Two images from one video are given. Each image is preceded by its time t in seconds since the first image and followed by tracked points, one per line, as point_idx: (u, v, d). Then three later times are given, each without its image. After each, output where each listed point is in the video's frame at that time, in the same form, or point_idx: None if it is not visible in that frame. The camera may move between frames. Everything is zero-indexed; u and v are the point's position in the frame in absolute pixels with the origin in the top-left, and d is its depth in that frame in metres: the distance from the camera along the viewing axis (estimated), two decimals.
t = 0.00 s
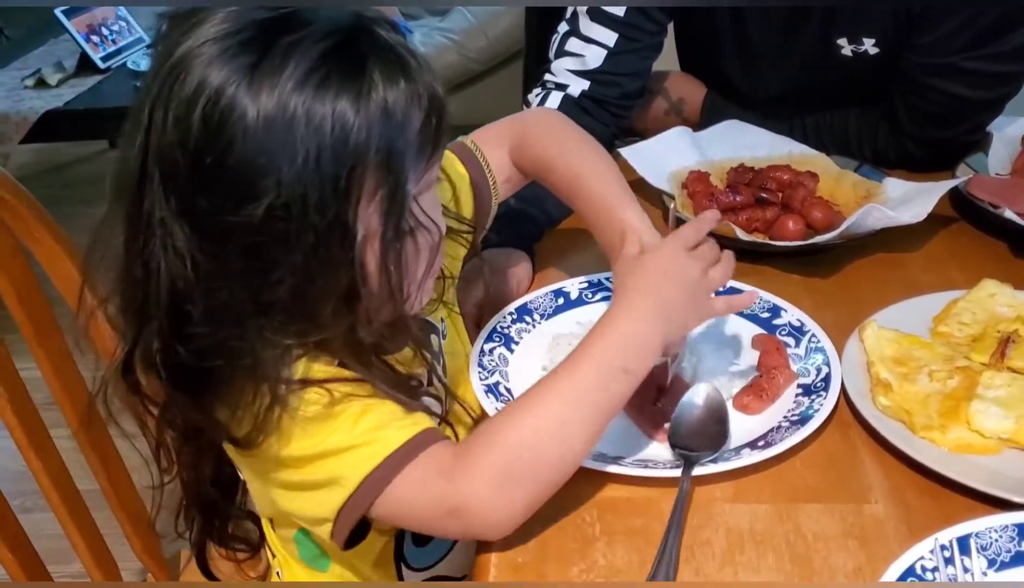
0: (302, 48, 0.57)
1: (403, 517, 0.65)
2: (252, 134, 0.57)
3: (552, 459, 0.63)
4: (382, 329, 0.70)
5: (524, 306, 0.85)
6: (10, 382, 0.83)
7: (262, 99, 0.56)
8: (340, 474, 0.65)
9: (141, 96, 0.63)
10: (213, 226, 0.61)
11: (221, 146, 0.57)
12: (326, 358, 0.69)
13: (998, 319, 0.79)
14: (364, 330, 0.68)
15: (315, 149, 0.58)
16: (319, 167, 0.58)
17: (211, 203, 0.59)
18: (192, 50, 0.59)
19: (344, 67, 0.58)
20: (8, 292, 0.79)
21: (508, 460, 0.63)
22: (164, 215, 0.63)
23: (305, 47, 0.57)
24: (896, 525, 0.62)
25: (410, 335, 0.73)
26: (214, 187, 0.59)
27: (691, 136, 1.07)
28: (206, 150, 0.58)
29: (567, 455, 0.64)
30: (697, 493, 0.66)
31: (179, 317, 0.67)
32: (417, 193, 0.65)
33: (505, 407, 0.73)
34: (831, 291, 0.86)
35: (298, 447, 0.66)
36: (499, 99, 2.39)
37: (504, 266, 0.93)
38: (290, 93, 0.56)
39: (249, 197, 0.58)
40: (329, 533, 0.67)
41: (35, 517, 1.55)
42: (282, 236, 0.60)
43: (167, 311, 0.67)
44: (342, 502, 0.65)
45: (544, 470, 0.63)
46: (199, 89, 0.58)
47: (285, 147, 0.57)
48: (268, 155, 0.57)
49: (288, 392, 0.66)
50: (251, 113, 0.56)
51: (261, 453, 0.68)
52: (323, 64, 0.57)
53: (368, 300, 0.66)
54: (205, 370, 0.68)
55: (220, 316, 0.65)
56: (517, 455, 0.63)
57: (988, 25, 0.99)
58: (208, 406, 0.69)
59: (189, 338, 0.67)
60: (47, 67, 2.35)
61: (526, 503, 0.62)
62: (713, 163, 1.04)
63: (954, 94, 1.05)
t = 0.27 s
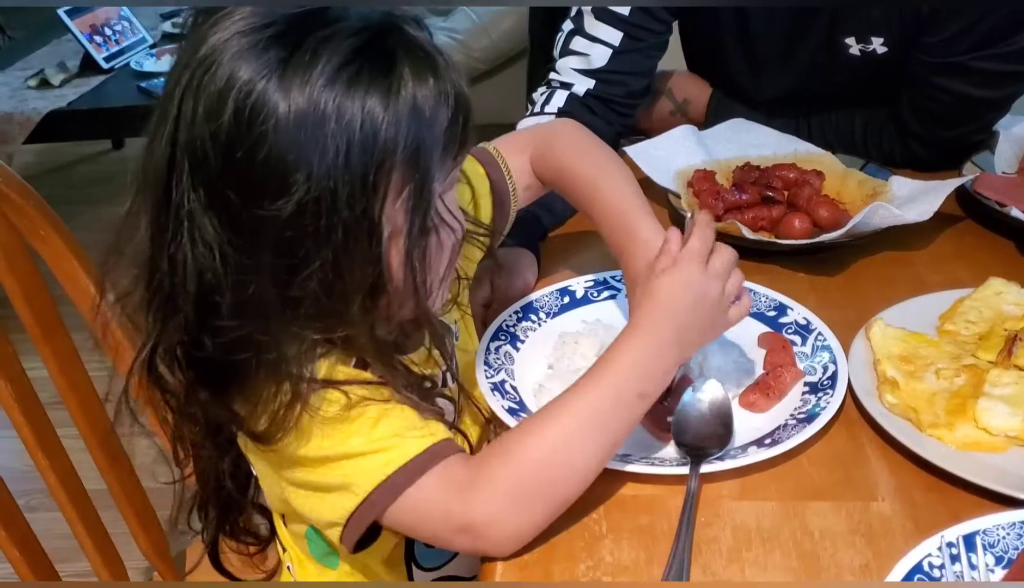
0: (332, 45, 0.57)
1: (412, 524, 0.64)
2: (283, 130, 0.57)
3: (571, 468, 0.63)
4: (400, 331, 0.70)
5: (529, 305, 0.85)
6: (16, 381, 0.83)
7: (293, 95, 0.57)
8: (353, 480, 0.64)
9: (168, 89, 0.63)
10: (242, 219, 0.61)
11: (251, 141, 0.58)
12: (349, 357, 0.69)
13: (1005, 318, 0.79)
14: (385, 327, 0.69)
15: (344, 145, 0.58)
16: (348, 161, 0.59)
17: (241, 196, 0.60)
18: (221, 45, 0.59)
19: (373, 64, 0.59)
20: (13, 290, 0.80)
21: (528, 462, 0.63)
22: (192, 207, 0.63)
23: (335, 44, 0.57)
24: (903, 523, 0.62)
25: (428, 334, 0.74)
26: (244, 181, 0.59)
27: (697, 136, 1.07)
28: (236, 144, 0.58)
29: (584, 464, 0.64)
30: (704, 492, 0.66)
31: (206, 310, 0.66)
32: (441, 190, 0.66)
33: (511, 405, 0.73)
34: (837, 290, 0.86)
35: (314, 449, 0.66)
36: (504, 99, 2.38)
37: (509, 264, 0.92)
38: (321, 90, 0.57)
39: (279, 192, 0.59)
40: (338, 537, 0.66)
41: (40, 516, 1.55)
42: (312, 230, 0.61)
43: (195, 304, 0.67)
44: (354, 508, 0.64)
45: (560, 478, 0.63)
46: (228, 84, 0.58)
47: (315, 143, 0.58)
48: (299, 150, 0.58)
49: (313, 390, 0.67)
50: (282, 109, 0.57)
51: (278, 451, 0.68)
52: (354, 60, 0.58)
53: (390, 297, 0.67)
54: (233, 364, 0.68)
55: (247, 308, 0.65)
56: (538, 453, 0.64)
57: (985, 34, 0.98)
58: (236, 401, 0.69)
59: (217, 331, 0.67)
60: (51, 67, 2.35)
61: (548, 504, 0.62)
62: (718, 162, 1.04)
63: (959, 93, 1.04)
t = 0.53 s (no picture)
0: (344, 45, 0.58)
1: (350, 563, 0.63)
2: (292, 128, 0.57)
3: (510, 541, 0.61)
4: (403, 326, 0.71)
5: (533, 307, 0.85)
6: (19, 382, 0.83)
7: (303, 93, 0.57)
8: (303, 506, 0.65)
9: (182, 87, 0.64)
10: (250, 217, 0.61)
11: (260, 138, 0.58)
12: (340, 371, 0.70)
13: (1008, 320, 0.79)
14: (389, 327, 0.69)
15: (353, 145, 0.59)
16: (356, 161, 0.59)
17: (249, 193, 0.60)
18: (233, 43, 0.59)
19: (383, 64, 0.59)
20: (17, 291, 0.80)
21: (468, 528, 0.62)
22: (200, 203, 0.63)
23: (346, 44, 0.58)
24: (906, 526, 0.62)
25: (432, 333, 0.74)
26: (253, 179, 0.59)
27: (700, 138, 1.07)
28: (245, 141, 0.58)
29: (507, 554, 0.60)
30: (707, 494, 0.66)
31: (211, 305, 0.67)
32: (448, 192, 0.66)
33: (515, 407, 0.73)
34: (840, 292, 0.86)
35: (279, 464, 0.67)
36: (505, 100, 2.38)
37: (512, 265, 0.93)
38: (330, 89, 0.57)
39: (286, 190, 0.59)
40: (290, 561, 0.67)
41: (42, 517, 1.55)
42: (317, 229, 0.61)
43: (201, 297, 0.67)
44: (299, 533, 0.65)
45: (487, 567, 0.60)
46: (238, 82, 0.58)
47: (324, 142, 0.58)
48: (308, 149, 0.58)
49: (301, 399, 0.68)
50: (291, 108, 0.57)
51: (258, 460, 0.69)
52: (364, 61, 0.58)
53: (396, 298, 0.67)
54: (235, 359, 0.68)
55: (251, 305, 0.65)
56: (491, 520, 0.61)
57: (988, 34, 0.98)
58: (236, 398, 0.70)
59: (221, 326, 0.67)
60: (53, 69, 2.35)
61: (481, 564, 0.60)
62: (721, 164, 1.04)
63: (963, 93, 1.05)
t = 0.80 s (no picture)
0: (330, 52, 0.58)
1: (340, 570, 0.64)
2: (278, 135, 0.58)
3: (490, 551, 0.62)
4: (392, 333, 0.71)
5: (534, 311, 0.85)
6: (20, 385, 0.83)
7: (288, 101, 0.57)
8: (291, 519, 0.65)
9: (167, 94, 0.64)
10: (237, 223, 0.61)
11: (246, 145, 0.58)
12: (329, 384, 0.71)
13: (1009, 324, 0.79)
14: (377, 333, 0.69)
15: (338, 151, 0.59)
16: (341, 167, 0.59)
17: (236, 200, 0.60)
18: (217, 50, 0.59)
19: (369, 71, 0.59)
20: (17, 293, 0.80)
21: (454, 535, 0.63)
22: (186, 210, 0.63)
23: (332, 51, 0.58)
24: (908, 531, 0.62)
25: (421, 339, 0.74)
26: (239, 185, 0.59)
27: (701, 141, 1.07)
28: (231, 148, 0.58)
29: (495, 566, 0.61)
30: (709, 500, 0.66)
31: (198, 311, 0.67)
32: (435, 198, 0.66)
33: (516, 412, 0.73)
34: (840, 296, 0.86)
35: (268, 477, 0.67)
36: (505, 102, 2.38)
37: (513, 269, 0.93)
38: (315, 97, 0.57)
39: (273, 199, 0.59)
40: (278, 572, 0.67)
41: (43, 520, 1.55)
42: (303, 235, 0.61)
43: (188, 304, 0.67)
44: (287, 546, 0.65)
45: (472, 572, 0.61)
46: (223, 90, 0.58)
47: (309, 148, 0.58)
48: (293, 155, 0.58)
49: (286, 409, 0.68)
50: (277, 115, 0.57)
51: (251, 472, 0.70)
52: (350, 68, 0.58)
53: (386, 304, 0.67)
54: (223, 367, 0.69)
55: (238, 311, 0.65)
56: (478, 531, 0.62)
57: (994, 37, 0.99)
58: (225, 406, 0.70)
59: (209, 333, 0.67)
60: (55, 72, 2.35)
61: (466, 571, 0.61)
62: (722, 167, 1.04)
63: (963, 97, 1.05)
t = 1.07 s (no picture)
0: (296, 56, 0.58)
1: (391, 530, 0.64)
2: (248, 139, 0.57)
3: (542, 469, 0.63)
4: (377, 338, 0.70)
5: (536, 316, 0.85)
6: (21, 390, 0.83)
7: (258, 104, 0.57)
8: (330, 488, 0.64)
9: (135, 104, 0.63)
10: (212, 229, 0.61)
11: (217, 151, 0.58)
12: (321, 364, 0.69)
13: (1011, 328, 0.79)
14: (361, 335, 0.69)
15: (310, 152, 0.59)
16: (314, 169, 0.59)
17: (209, 206, 0.60)
18: (184, 58, 0.59)
19: (337, 71, 0.59)
20: (17, 297, 0.80)
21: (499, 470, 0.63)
22: (159, 219, 0.63)
23: (300, 54, 0.58)
24: (910, 536, 0.62)
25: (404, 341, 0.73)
26: (212, 192, 0.59)
27: (702, 144, 1.07)
28: (202, 155, 0.58)
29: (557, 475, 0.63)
30: (711, 505, 0.66)
31: (176, 319, 0.66)
32: (409, 197, 0.66)
33: (518, 418, 0.73)
34: (842, 299, 0.86)
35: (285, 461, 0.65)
36: (506, 105, 2.38)
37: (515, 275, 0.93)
38: (285, 98, 0.57)
39: (247, 202, 0.59)
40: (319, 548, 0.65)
41: (44, 524, 1.55)
42: (280, 237, 0.61)
43: (166, 313, 0.67)
44: (331, 517, 0.64)
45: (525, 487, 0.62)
46: (191, 97, 0.58)
47: (281, 151, 0.58)
48: (265, 158, 0.58)
49: (284, 399, 0.66)
50: (247, 118, 0.57)
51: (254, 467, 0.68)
52: (318, 68, 0.58)
53: (360, 303, 0.67)
54: (203, 372, 0.67)
55: (218, 317, 0.65)
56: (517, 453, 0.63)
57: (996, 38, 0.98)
58: (210, 412, 0.69)
59: (189, 340, 0.67)
60: (55, 74, 2.35)
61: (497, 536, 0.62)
62: (723, 170, 1.04)
63: (964, 101, 1.04)
